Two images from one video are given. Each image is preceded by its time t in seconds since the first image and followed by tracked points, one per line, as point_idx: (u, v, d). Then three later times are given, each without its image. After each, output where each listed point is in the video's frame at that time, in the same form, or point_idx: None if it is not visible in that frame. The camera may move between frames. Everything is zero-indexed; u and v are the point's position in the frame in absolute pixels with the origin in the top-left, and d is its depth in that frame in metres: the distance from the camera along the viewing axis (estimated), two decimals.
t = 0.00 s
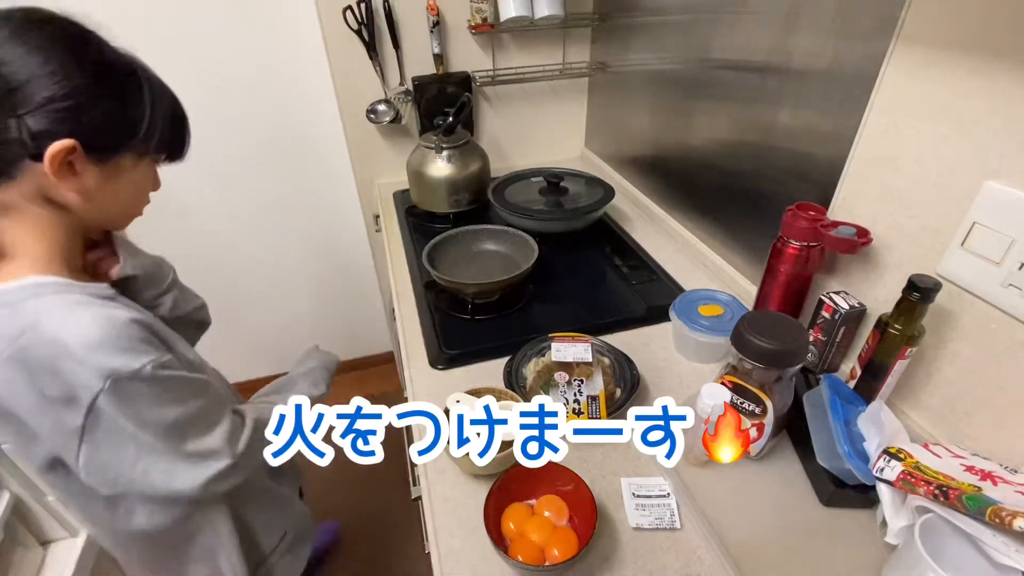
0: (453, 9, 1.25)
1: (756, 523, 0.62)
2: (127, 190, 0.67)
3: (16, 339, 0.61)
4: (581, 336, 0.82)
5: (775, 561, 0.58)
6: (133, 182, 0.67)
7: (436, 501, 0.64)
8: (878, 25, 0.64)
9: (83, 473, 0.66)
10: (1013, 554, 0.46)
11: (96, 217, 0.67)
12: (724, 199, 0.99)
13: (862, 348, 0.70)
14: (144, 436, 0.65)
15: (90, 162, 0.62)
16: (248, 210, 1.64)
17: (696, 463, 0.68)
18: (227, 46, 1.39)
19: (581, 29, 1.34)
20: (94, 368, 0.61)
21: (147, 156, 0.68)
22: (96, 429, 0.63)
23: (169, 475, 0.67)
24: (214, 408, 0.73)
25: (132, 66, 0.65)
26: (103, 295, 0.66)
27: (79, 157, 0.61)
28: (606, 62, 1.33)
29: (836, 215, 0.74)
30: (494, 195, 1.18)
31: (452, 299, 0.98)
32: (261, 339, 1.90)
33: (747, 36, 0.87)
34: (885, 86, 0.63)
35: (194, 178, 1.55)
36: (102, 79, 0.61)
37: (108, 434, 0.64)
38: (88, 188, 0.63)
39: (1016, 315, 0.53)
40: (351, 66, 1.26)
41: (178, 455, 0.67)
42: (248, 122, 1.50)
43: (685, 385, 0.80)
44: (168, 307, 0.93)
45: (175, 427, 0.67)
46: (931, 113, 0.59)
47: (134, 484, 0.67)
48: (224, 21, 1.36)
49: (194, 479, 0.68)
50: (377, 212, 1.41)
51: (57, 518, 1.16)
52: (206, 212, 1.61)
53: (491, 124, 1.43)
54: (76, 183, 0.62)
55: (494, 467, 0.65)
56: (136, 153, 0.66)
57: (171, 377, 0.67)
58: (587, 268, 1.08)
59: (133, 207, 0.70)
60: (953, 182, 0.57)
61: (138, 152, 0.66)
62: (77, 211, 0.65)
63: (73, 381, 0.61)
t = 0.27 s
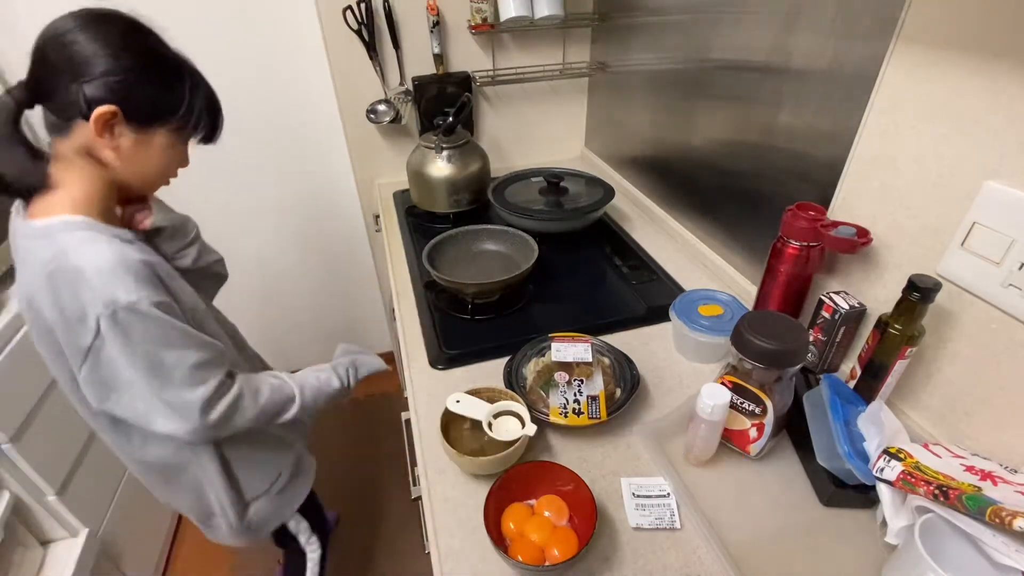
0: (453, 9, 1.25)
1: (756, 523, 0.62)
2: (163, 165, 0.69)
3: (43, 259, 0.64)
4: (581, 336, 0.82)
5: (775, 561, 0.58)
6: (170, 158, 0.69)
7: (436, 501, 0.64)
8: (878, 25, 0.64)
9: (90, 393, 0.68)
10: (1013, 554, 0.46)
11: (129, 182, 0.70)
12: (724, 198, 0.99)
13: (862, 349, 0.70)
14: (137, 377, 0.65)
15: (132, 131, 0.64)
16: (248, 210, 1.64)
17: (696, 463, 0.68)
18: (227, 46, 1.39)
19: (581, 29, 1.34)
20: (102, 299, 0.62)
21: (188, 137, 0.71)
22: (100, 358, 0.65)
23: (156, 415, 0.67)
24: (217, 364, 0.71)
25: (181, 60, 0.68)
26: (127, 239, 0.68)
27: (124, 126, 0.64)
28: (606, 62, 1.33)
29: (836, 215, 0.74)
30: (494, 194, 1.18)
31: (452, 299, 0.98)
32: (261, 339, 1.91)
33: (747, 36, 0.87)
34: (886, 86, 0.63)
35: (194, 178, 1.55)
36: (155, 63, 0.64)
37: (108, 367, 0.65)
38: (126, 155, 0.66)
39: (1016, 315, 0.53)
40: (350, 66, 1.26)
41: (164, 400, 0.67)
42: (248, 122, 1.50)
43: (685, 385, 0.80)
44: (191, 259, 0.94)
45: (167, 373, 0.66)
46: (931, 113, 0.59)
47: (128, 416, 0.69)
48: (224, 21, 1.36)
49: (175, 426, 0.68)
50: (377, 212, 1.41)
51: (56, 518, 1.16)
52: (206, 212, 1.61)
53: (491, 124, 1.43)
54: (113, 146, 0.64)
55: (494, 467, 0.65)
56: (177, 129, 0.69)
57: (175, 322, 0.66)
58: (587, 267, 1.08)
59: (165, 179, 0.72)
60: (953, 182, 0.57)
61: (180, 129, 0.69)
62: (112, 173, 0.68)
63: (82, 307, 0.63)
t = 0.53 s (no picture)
0: (453, 9, 1.25)
1: (756, 523, 0.62)
2: (172, 147, 0.72)
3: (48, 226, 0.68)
4: (581, 336, 0.82)
5: (775, 562, 0.58)
6: (179, 140, 0.72)
7: (436, 501, 0.64)
8: (879, 25, 0.63)
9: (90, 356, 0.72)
10: (1013, 554, 0.46)
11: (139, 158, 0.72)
12: (724, 198, 0.99)
13: (862, 349, 0.70)
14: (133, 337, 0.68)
15: (144, 109, 0.67)
16: (248, 211, 1.64)
17: (696, 463, 0.68)
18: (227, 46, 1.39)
19: (581, 29, 1.34)
20: (101, 259, 0.66)
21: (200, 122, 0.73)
22: (98, 319, 0.68)
23: (151, 377, 0.70)
24: (212, 330, 0.73)
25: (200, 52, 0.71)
26: (130, 208, 0.72)
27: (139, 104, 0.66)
28: (606, 62, 1.33)
29: (836, 215, 0.74)
30: (494, 194, 1.18)
31: (452, 299, 0.98)
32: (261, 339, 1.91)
33: (747, 36, 0.87)
34: (886, 86, 0.63)
35: (194, 178, 1.55)
36: (177, 50, 0.68)
37: (107, 329, 0.68)
38: (137, 132, 0.68)
39: (1016, 315, 0.53)
40: (350, 66, 1.26)
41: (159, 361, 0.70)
42: (249, 122, 1.50)
43: (685, 385, 0.80)
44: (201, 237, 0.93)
45: (162, 335, 0.69)
46: (931, 113, 0.59)
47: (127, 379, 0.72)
48: (225, 21, 1.36)
49: (168, 388, 0.70)
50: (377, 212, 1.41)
51: (56, 519, 1.16)
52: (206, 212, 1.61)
53: (491, 124, 1.43)
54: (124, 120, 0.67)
55: (494, 467, 0.65)
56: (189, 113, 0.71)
57: (169, 288, 0.70)
58: (587, 267, 1.08)
59: (174, 161, 0.74)
60: (953, 182, 0.57)
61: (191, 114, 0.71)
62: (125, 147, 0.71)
63: (83, 270, 0.66)
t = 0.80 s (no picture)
0: (453, 9, 1.25)
1: (757, 523, 0.62)
2: (178, 148, 0.72)
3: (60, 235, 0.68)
4: (581, 336, 0.83)
5: (775, 562, 0.58)
6: (186, 141, 0.72)
7: (436, 500, 0.64)
8: (879, 25, 0.63)
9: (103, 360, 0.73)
10: (1013, 554, 0.46)
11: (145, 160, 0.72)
12: (724, 198, 0.99)
13: (862, 349, 0.70)
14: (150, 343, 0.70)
15: (152, 110, 0.67)
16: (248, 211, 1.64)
17: (696, 463, 0.68)
18: (227, 45, 1.39)
19: (581, 29, 1.34)
20: (114, 265, 0.67)
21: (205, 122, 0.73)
22: (111, 324, 0.69)
23: (169, 378, 0.72)
24: (221, 335, 0.75)
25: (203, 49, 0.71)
26: (140, 211, 0.72)
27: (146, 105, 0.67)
28: (606, 62, 1.33)
29: (836, 215, 0.74)
30: (494, 194, 1.18)
31: (452, 299, 0.98)
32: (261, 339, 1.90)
33: (747, 36, 0.87)
34: (886, 86, 0.63)
35: (194, 178, 1.55)
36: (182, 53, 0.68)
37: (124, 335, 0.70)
38: (144, 134, 0.68)
39: (1016, 315, 0.53)
40: (350, 66, 1.26)
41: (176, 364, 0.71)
42: (249, 122, 1.50)
43: (685, 385, 0.80)
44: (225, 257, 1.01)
45: (179, 338, 0.71)
46: (931, 112, 0.59)
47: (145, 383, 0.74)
48: (225, 21, 1.36)
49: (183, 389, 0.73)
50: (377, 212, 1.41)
51: (56, 518, 1.16)
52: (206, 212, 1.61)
53: (491, 124, 1.43)
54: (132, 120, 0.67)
55: (494, 467, 0.65)
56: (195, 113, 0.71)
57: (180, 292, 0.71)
58: (587, 267, 1.08)
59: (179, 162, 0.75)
60: (953, 182, 0.57)
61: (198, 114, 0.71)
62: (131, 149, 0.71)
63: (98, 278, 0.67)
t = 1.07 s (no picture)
0: (453, 9, 1.25)
1: (757, 524, 0.62)
2: (234, 196, 0.81)
3: (88, 252, 0.70)
4: (581, 336, 0.83)
5: (775, 562, 0.58)
6: (242, 188, 0.82)
7: (436, 500, 0.64)
8: (879, 25, 0.63)
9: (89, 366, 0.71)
10: (1013, 554, 0.46)
11: (200, 208, 0.80)
12: (724, 198, 0.99)
13: (862, 349, 0.70)
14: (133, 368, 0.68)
15: (218, 160, 0.78)
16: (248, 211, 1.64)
17: (696, 463, 0.68)
18: (228, 45, 1.39)
19: (581, 29, 1.34)
20: (147, 263, 0.69)
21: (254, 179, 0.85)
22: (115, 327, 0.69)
23: (135, 411, 0.70)
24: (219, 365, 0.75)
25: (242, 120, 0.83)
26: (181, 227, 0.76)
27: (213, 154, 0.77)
28: (606, 62, 1.33)
29: (836, 215, 0.74)
30: (494, 194, 1.18)
31: (452, 299, 0.98)
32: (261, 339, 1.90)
33: (747, 36, 0.87)
34: (886, 86, 0.63)
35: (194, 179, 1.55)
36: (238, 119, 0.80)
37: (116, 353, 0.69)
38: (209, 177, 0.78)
39: (1016, 315, 0.53)
40: (351, 66, 1.26)
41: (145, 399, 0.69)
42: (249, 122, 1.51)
43: (685, 385, 0.80)
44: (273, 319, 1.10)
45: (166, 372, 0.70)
46: (931, 112, 0.59)
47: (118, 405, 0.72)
48: (225, 21, 1.36)
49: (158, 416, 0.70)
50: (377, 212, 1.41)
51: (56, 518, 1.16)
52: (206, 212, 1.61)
53: (491, 124, 1.43)
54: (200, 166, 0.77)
55: (494, 467, 0.65)
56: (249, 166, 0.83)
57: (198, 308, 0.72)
58: (587, 267, 1.08)
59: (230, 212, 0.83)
60: (953, 182, 0.57)
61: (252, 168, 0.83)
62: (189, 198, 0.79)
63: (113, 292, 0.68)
